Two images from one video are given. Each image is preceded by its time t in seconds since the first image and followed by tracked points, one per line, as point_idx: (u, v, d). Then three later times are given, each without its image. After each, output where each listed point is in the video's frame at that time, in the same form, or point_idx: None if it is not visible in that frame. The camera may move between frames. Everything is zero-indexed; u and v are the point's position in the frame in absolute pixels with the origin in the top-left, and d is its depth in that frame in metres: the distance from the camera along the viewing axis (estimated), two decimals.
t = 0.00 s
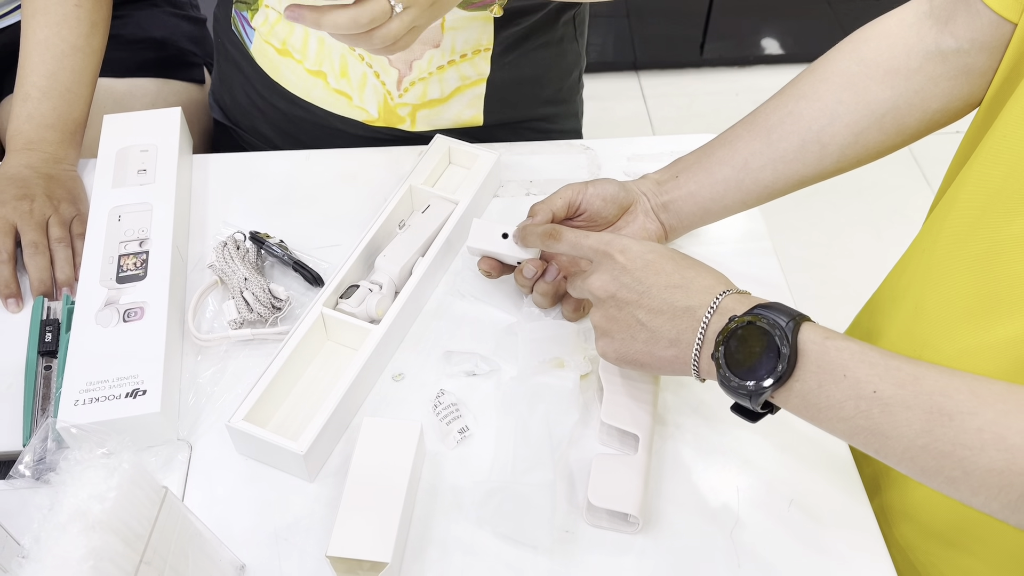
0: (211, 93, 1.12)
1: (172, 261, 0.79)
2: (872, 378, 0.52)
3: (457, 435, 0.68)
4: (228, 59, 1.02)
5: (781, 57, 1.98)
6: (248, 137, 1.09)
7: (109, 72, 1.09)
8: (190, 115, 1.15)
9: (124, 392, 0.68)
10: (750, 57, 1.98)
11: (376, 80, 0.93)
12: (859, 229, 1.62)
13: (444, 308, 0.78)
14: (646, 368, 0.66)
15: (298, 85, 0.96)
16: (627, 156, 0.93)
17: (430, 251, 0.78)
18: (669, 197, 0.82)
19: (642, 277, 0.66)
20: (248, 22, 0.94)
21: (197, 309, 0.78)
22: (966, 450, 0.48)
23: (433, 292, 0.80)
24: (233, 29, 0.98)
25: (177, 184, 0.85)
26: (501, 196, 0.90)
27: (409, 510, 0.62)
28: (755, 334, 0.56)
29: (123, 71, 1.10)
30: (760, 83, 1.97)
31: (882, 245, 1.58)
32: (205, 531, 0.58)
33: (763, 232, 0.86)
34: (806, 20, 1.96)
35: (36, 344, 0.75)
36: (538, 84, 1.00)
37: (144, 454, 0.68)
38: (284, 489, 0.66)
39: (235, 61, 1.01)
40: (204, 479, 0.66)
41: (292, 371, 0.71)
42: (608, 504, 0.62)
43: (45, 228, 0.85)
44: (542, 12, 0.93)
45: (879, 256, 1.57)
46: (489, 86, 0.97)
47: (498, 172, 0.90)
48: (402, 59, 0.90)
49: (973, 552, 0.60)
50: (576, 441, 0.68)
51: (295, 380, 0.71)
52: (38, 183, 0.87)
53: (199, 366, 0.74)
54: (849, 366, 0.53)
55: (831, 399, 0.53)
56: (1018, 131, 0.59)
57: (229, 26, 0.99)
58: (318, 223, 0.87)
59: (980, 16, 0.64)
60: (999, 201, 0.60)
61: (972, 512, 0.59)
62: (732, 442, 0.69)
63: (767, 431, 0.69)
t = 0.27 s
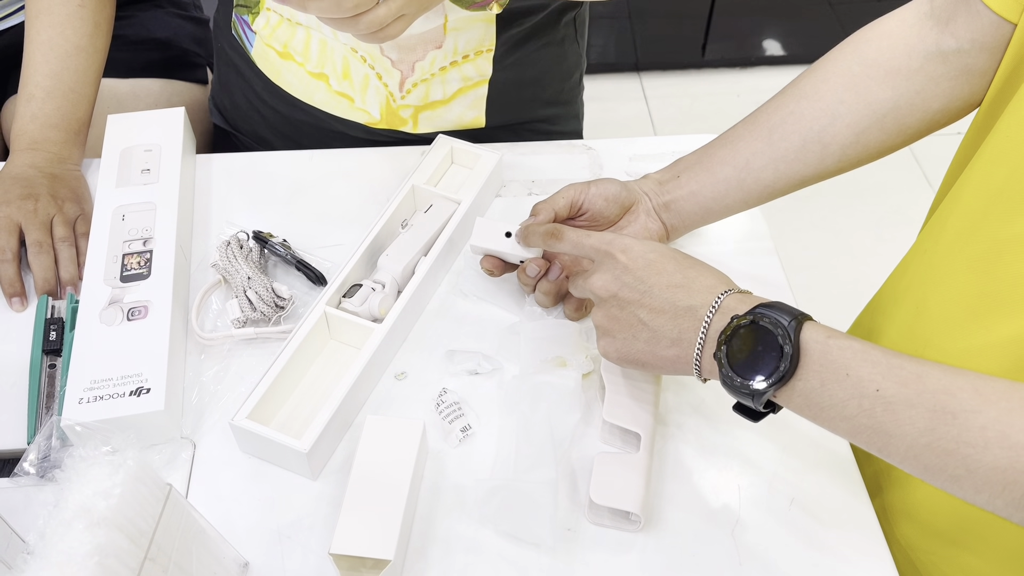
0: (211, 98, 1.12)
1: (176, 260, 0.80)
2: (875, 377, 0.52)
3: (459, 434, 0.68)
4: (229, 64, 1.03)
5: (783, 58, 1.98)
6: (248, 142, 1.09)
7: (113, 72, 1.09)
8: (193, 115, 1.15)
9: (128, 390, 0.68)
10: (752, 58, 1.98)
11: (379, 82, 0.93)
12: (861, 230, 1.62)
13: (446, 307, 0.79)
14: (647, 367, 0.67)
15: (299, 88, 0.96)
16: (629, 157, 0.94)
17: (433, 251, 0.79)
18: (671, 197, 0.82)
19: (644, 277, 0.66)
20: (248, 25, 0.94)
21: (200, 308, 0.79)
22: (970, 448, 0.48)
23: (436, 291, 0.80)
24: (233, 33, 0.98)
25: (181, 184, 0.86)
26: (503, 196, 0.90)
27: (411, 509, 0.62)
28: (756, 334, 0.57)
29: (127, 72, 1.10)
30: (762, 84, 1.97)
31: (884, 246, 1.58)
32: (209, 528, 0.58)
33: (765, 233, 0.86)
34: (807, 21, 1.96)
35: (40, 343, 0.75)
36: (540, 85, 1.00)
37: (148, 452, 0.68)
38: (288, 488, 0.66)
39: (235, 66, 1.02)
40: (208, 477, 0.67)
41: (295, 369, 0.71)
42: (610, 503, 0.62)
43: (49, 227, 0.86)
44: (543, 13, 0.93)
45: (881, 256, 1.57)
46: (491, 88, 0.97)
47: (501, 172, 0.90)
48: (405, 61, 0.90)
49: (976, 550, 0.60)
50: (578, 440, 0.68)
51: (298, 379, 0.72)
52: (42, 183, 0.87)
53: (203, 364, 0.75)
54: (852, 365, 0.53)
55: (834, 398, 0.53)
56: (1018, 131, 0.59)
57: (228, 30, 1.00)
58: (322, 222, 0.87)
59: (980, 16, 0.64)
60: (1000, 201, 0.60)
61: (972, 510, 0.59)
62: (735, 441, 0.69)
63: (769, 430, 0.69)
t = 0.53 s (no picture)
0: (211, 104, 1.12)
1: (178, 260, 0.80)
2: (875, 369, 0.52)
3: (461, 433, 0.68)
4: (229, 70, 1.03)
5: (783, 59, 1.99)
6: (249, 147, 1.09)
7: (116, 74, 1.09)
8: (196, 116, 1.15)
9: (130, 390, 0.69)
10: (753, 59, 1.99)
11: (382, 84, 0.93)
12: (862, 231, 1.61)
13: (448, 307, 0.79)
14: (648, 363, 0.67)
15: (301, 92, 0.97)
16: (631, 156, 0.94)
17: (435, 251, 0.79)
18: (673, 197, 0.82)
19: (643, 272, 0.66)
20: (250, 30, 0.95)
21: (203, 308, 0.79)
22: (970, 440, 0.48)
23: (438, 291, 0.80)
24: (234, 38, 0.98)
25: (183, 184, 0.86)
26: (504, 196, 0.90)
27: (413, 508, 0.62)
28: (756, 328, 0.57)
29: (129, 73, 1.10)
30: (763, 85, 1.97)
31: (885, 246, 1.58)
32: (211, 527, 0.59)
33: (766, 232, 0.86)
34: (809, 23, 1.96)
35: (43, 343, 0.75)
36: (542, 89, 1.00)
37: (151, 451, 0.68)
38: (290, 487, 0.66)
39: (235, 72, 1.02)
40: (210, 476, 0.67)
41: (297, 369, 0.71)
42: (611, 502, 0.62)
43: (52, 227, 0.86)
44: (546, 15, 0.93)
45: (882, 256, 1.57)
46: (495, 90, 0.97)
47: (502, 172, 0.90)
48: (408, 62, 0.91)
49: (978, 548, 0.61)
50: (579, 439, 0.68)
51: (300, 379, 0.72)
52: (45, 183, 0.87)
53: (205, 364, 0.75)
54: (851, 358, 0.53)
55: (834, 391, 0.53)
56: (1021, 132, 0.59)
57: (228, 36, 1.00)
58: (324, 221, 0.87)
59: (981, 15, 0.64)
60: (1002, 201, 0.60)
61: (977, 508, 0.59)
62: (735, 439, 0.69)
63: (770, 430, 0.69)
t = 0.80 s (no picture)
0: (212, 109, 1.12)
1: (179, 260, 0.80)
2: (876, 370, 0.52)
3: (461, 433, 0.68)
4: (230, 74, 1.02)
5: (784, 60, 1.99)
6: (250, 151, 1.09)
7: (117, 74, 1.09)
8: (197, 117, 1.15)
9: (131, 389, 0.69)
10: (755, 60, 1.99)
11: (384, 86, 0.94)
12: (863, 232, 1.61)
13: (448, 308, 0.79)
14: (648, 367, 0.67)
15: (303, 95, 0.96)
16: (631, 157, 0.94)
17: (435, 251, 0.79)
18: (674, 197, 0.82)
19: (642, 276, 0.67)
20: (251, 33, 0.95)
21: (203, 308, 0.79)
22: (972, 440, 0.48)
23: (438, 291, 0.80)
24: (234, 41, 0.98)
25: (184, 184, 0.86)
26: (505, 196, 0.90)
27: (413, 508, 0.63)
28: (756, 330, 0.56)
29: (131, 73, 1.10)
30: (764, 87, 1.98)
31: (886, 247, 1.58)
32: (211, 527, 0.59)
33: (766, 233, 0.86)
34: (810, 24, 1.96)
35: (44, 342, 0.75)
36: (545, 92, 1.00)
37: (151, 451, 0.68)
38: (290, 487, 0.66)
39: (235, 75, 1.01)
40: (210, 476, 0.67)
41: (297, 369, 0.71)
42: (612, 502, 0.62)
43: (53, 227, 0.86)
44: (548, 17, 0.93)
45: (883, 257, 1.57)
46: (497, 93, 0.97)
47: (503, 173, 0.90)
48: (410, 64, 0.91)
49: (979, 548, 0.61)
50: (579, 439, 0.68)
51: (300, 379, 0.72)
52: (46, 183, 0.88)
53: (205, 364, 0.75)
54: (853, 359, 0.53)
55: (836, 392, 0.53)
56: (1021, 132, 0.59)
57: (229, 39, 0.99)
58: (325, 222, 0.87)
59: (981, 15, 0.64)
60: (1004, 202, 0.60)
61: (977, 508, 0.59)
62: (736, 439, 0.69)
63: (771, 431, 0.69)
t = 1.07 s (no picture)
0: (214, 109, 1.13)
1: (180, 260, 0.80)
2: (883, 365, 0.52)
3: (462, 433, 0.68)
4: (232, 72, 1.03)
5: (788, 60, 2.00)
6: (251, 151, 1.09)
7: (118, 74, 1.09)
8: (198, 116, 1.16)
9: (132, 389, 0.69)
10: (756, 62, 2.00)
11: (384, 85, 0.94)
12: (865, 232, 1.61)
13: (449, 308, 0.79)
14: (650, 359, 0.67)
15: (304, 93, 0.97)
16: (632, 157, 0.94)
17: (435, 252, 0.79)
18: (675, 197, 0.82)
19: (646, 268, 0.66)
20: (253, 32, 0.95)
21: (205, 308, 0.79)
22: (981, 438, 0.48)
23: (439, 291, 0.80)
24: (236, 41, 0.98)
25: (185, 184, 0.86)
26: (506, 196, 0.90)
27: (414, 507, 0.63)
28: (762, 322, 0.56)
29: (133, 73, 1.10)
30: (765, 87, 1.98)
31: (888, 247, 1.58)
32: (212, 526, 0.59)
33: (768, 233, 0.86)
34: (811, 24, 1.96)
35: (45, 342, 0.75)
36: (546, 91, 1.00)
37: (153, 450, 0.68)
38: (291, 486, 0.66)
39: (237, 74, 1.02)
40: (212, 475, 0.67)
41: (298, 369, 0.71)
42: (613, 502, 0.62)
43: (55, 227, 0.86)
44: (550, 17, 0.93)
45: (885, 258, 1.56)
46: (498, 92, 0.97)
47: (503, 173, 0.90)
48: (411, 62, 0.91)
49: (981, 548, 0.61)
50: (580, 439, 0.69)
51: (302, 378, 0.72)
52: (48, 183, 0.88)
53: (207, 365, 0.75)
54: (860, 354, 0.53)
55: (842, 386, 0.53)
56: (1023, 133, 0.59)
57: (231, 37, 1.00)
58: (326, 222, 0.87)
59: (982, 15, 0.64)
60: (1005, 203, 0.60)
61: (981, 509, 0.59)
62: (738, 438, 0.69)
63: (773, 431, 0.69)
